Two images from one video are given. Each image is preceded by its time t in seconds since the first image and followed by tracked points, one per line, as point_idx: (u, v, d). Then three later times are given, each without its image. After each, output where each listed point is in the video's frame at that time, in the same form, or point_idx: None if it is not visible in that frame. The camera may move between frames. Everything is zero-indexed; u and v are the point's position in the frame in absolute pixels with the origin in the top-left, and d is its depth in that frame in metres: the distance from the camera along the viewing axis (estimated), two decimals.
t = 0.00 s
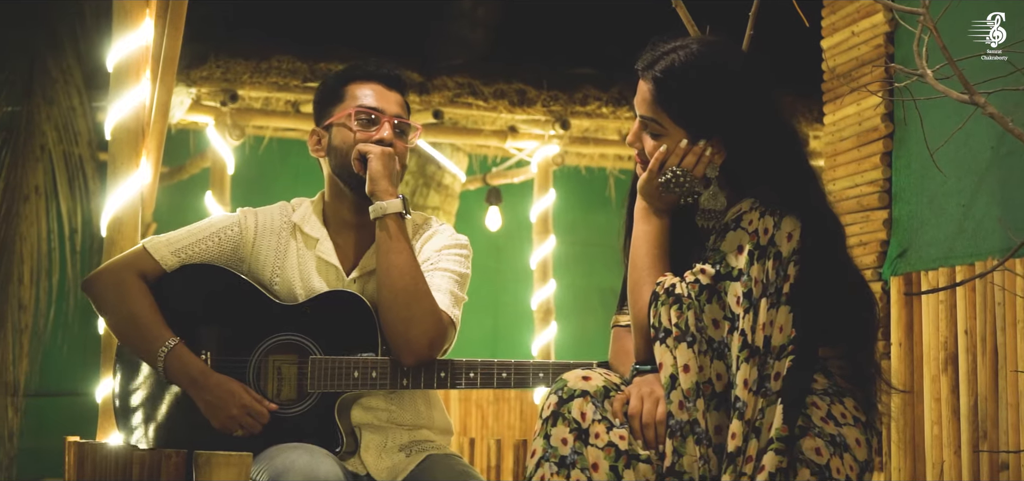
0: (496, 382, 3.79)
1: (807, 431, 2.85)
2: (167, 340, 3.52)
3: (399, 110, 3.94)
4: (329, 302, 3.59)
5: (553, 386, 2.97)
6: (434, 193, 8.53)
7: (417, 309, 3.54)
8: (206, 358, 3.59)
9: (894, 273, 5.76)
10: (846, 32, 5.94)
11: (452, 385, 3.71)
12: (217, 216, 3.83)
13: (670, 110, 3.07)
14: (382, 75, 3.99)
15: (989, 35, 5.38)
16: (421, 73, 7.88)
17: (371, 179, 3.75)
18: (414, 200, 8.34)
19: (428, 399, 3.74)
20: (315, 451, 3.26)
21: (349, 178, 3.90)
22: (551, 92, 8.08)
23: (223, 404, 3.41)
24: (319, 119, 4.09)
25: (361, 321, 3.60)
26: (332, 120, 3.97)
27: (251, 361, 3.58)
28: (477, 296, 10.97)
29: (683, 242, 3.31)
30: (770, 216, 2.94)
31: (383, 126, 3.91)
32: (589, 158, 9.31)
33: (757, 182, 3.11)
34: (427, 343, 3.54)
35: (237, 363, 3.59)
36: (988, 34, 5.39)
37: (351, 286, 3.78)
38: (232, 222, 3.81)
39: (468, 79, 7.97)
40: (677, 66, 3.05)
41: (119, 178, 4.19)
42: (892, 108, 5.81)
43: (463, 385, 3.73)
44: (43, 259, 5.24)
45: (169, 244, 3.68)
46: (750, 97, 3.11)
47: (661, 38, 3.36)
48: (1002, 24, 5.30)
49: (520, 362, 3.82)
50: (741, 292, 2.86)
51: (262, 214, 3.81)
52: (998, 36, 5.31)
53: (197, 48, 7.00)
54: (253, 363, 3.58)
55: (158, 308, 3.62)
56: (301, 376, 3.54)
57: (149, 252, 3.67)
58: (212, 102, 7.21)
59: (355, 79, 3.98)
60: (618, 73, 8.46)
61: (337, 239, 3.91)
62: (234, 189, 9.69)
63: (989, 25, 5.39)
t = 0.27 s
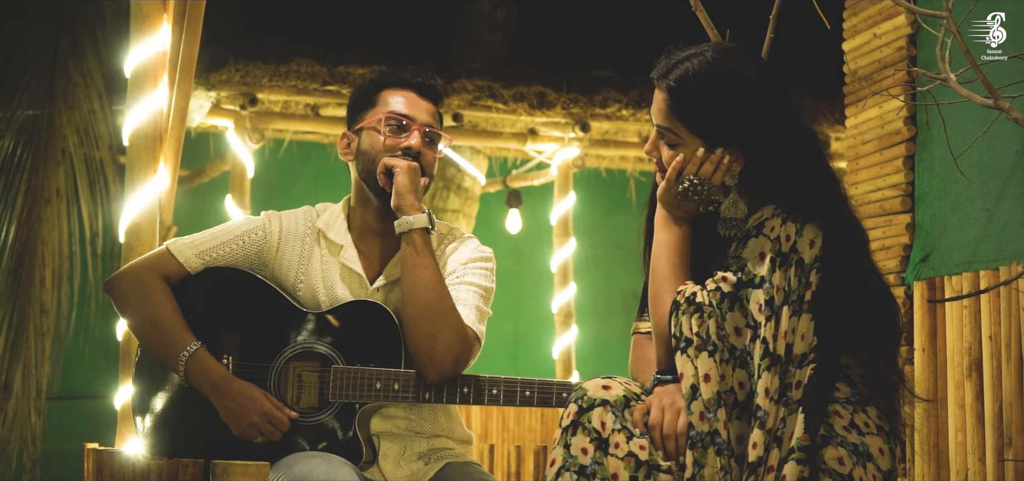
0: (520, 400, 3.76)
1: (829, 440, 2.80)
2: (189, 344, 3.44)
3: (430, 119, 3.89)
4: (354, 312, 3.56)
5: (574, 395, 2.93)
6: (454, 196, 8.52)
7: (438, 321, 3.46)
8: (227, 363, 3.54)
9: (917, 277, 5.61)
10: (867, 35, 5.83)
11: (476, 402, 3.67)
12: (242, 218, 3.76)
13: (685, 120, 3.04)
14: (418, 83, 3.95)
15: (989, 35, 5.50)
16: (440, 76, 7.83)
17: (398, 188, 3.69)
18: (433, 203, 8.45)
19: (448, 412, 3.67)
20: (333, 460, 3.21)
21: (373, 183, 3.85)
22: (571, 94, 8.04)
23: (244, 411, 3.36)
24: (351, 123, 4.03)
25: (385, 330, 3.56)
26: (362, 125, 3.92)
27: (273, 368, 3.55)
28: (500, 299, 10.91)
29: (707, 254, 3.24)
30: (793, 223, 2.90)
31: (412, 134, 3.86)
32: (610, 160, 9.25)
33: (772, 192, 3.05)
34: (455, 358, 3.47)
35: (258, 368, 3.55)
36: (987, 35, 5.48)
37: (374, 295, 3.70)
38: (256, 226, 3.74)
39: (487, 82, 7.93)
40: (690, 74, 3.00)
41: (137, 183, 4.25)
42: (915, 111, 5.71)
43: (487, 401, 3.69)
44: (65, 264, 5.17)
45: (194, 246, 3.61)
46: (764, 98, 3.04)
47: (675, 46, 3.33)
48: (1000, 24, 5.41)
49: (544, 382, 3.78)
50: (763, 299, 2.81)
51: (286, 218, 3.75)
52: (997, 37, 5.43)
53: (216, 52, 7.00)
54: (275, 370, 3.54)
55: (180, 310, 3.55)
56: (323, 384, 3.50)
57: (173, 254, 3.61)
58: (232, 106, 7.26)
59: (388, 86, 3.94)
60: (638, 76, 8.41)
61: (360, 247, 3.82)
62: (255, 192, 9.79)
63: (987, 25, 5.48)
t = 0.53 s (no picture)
0: (537, 420, 3.55)
1: (843, 448, 2.75)
2: (205, 347, 3.32)
3: (457, 133, 3.82)
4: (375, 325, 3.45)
5: (585, 404, 2.87)
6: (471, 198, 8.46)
7: (458, 336, 3.40)
8: (243, 366, 3.42)
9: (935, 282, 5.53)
10: (882, 37, 5.75)
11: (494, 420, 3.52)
12: (260, 219, 3.66)
13: (693, 126, 2.97)
14: (450, 95, 3.88)
15: (989, 35, 5.44)
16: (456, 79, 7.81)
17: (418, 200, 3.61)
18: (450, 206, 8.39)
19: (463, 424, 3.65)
20: (344, 467, 3.16)
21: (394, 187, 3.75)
22: (586, 96, 8.01)
23: (259, 416, 3.25)
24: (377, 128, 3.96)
25: (405, 340, 3.45)
26: (389, 131, 3.85)
27: (289, 374, 3.43)
28: (519, 302, 10.87)
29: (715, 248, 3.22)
30: (805, 229, 2.84)
31: (438, 145, 3.78)
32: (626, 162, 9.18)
33: (787, 196, 2.98)
34: (473, 372, 3.40)
35: (274, 373, 3.43)
36: (988, 34, 5.44)
37: (391, 304, 3.61)
38: (276, 228, 3.65)
39: (502, 85, 7.90)
40: (699, 80, 2.93)
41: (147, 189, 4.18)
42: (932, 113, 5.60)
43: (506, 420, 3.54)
44: (83, 265, 5.09)
45: (213, 246, 3.51)
46: (772, 102, 2.97)
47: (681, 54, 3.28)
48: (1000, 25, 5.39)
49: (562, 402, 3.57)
50: (775, 307, 2.75)
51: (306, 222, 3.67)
52: (998, 37, 5.40)
53: (230, 55, 7.00)
54: (290, 376, 3.43)
55: (196, 311, 3.43)
56: (339, 392, 3.39)
57: (192, 254, 3.50)
58: (247, 109, 7.26)
59: (418, 95, 3.87)
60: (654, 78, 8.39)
61: (379, 253, 3.73)
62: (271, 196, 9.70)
63: (988, 25, 5.45)
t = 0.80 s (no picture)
0: (545, 435, 3.36)
1: (846, 456, 2.67)
2: (215, 348, 3.16)
3: (476, 141, 3.64)
4: (383, 330, 3.27)
5: (584, 411, 2.74)
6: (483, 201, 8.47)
7: (472, 347, 3.21)
8: (252, 369, 3.25)
9: (943, 287, 5.40)
10: (893, 39, 5.49)
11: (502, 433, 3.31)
12: (272, 220, 3.46)
13: (694, 132, 2.90)
14: (468, 102, 3.70)
15: (990, 35, 5.34)
16: (467, 81, 7.80)
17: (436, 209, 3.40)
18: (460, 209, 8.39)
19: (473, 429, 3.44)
20: (348, 474, 2.97)
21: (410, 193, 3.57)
22: (598, 98, 7.99)
23: (267, 419, 3.09)
24: (393, 133, 3.78)
25: (418, 351, 3.27)
26: (405, 137, 3.65)
27: (296, 379, 3.26)
28: (531, 302, 10.85)
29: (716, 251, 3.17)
30: (808, 235, 2.75)
31: (456, 153, 3.60)
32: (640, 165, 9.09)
33: (787, 202, 2.88)
34: (483, 385, 3.21)
35: (281, 375, 3.26)
36: (988, 34, 5.35)
37: (402, 311, 3.40)
38: (287, 230, 3.44)
39: (513, 87, 7.89)
40: (699, 88, 2.85)
41: (152, 195, 3.99)
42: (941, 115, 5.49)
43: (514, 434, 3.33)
44: (94, 268, 4.98)
45: (225, 248, 3.32)
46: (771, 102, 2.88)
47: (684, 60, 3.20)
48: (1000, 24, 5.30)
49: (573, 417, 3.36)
50: (777, 313, 2.64)
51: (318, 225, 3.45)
52: (999, 37, 5.32)
53: (242, 59, 7.05)
54: (298, 381, 3.26)
55: (205, 313, 3.25)
56: (349, 399, 3.21)
57: (202, 254, 3.31)
58: (258, 112, 7.30)
59: (434, 100, 3.69)
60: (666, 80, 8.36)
61: (390, 258, 3.52)
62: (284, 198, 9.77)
63: (988, 25, 5.35)
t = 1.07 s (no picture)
0: (543, 438, 3.37)
1: (842, 458, 2.58)
2: (214, 351, 3.16)
3: (479, 142, 3.64)
4: (390, 334, 3.26)
5: (578, 413, 2.63)
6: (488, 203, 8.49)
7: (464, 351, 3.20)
8: (251, 372, 3.24)
9: (946, 288, 5.33)
10: (896, 41, 5.41)
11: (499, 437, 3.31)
12: (273, 224, 3.49)
13: (695, 132, 2.85)
14: (469, 104, 3.70)
15: (989, 35, 5.32)
16: (472, 83, 7.79)
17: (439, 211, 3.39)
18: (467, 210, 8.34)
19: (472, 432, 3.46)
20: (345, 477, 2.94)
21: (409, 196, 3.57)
22: (603, 99, 7.98)
23: (266, 422, 3.09)
24: (393, 135, 3.77)
25: (415, 356, 3.25)
26: (407, 139, 3.65)
27: (295, 383, 3.24)
28: (538, 303, 10.84)
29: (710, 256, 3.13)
30: (805, 237, 2.67)
31: (459, 153, 3.60)
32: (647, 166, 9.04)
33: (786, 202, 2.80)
34: (480, 387, 3.20)
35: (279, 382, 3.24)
36: (988, 34, 5.32)
37: (402, 313, 3.41)
38: (287, 233, 3.47)
39: (518, 89, 7.87)
40: (697, 89, 2.80)
41: (152, 197, 3.99)
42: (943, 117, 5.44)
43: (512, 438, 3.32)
44: (103, 267, 5.02)
45: (224, 250, 3.34)
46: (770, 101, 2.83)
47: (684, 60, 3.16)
48: (1000, 24, 5.27)
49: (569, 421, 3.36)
50: (773, 315, 2.57)
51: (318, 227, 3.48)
52: (998, 37, 5.29)
53: (247, 61, 7.07)
54: (296, 385, 3.24)
55: (205, 315, 3.25)
56: (347, 403, 3.21)
57: (203, 257, 3.33)
58: (264, 114, 7.32)
59: (436, 102, 3.68)
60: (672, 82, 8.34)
61: (390, 260, 3.53)
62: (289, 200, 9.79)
63: (988, 25, 5.32)
